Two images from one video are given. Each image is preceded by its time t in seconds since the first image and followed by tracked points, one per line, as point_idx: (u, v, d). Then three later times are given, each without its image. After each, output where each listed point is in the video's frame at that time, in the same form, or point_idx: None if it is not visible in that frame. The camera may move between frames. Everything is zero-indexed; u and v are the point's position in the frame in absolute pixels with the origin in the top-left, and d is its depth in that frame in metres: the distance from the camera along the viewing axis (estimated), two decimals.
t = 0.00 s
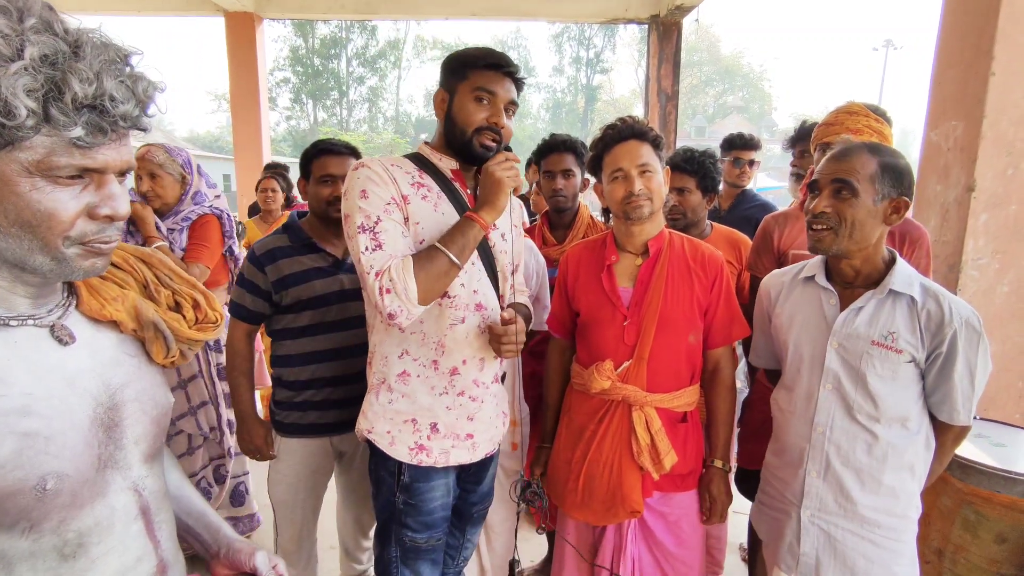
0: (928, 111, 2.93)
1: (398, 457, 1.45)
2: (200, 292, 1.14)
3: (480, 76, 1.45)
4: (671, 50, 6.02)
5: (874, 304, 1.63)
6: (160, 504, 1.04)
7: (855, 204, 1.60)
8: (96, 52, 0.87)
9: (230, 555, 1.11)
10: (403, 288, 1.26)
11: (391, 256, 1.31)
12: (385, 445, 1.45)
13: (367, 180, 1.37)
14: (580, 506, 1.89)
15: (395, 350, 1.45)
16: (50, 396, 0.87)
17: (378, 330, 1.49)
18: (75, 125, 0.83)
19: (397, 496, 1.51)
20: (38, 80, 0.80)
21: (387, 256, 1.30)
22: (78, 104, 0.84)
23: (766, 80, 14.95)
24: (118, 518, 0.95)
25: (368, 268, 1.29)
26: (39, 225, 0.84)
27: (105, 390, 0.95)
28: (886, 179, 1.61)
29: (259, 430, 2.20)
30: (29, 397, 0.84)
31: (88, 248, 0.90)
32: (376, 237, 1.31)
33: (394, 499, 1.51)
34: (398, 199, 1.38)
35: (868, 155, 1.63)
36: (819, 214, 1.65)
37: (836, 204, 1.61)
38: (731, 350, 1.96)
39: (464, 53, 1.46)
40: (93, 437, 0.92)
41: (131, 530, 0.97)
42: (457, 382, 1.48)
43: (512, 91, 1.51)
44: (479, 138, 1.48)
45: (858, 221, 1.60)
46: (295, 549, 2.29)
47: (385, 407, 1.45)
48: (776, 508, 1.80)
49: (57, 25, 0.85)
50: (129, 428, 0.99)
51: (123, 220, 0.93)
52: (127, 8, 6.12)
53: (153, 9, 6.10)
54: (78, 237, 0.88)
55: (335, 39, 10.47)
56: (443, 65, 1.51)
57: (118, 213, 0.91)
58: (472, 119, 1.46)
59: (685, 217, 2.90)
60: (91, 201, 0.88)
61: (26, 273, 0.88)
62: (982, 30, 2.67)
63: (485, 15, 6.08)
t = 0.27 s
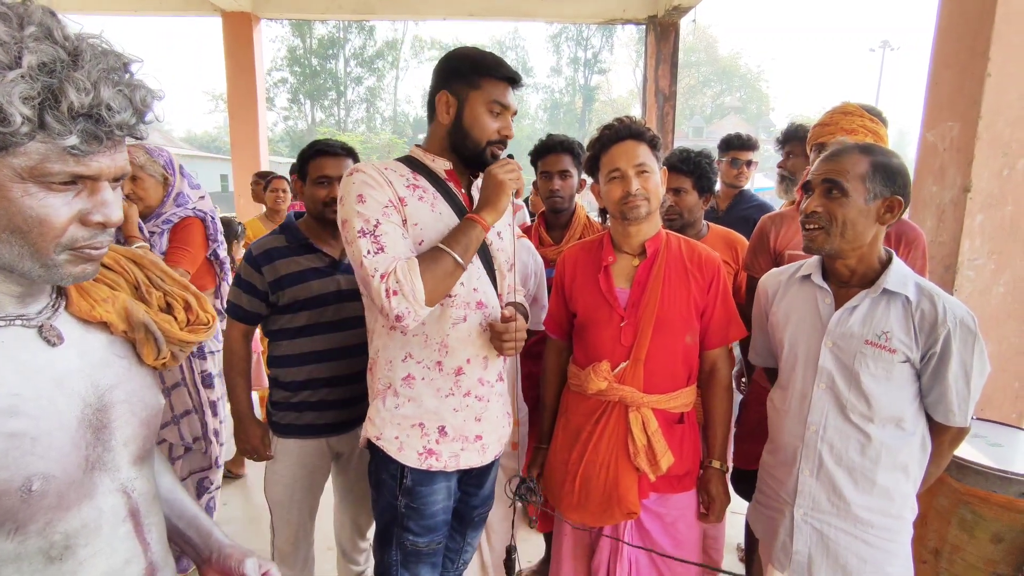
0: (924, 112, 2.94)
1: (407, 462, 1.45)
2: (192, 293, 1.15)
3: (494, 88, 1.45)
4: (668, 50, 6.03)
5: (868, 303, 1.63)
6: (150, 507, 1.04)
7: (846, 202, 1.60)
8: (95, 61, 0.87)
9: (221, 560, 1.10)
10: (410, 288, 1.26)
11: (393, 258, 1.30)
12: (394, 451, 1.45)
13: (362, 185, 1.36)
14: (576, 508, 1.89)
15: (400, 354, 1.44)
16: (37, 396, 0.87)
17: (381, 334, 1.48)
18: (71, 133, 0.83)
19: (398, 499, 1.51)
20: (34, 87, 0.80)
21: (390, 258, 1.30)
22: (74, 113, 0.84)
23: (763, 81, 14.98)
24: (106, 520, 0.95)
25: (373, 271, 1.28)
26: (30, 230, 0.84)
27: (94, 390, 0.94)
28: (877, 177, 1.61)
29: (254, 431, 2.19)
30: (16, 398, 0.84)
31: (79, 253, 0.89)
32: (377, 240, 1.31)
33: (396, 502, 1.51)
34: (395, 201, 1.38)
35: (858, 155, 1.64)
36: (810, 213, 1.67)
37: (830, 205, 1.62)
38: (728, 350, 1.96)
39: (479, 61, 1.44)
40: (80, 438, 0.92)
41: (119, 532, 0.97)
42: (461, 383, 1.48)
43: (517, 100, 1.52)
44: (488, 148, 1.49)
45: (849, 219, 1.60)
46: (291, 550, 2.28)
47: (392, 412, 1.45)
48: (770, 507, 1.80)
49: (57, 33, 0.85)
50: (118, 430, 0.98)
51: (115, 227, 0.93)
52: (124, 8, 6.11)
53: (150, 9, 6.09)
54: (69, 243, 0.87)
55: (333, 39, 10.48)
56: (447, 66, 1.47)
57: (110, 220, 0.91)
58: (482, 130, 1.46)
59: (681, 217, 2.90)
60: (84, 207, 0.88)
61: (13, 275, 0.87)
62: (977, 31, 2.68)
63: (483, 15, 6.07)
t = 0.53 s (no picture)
0: (920, 112, 2.94)
1: (416, 469, 1.43)
2: (183, 295, 1.14)
3: (481, 83, 1.46)
4: (665, 51, 6.04)
5: (865, 302, 1.63)
6: (141, 509, 1.03)
7: (841, 201, 1.60)
8: (88, 61, 0.86)
9: (215, 562, 1.10)
10: (417, 295, 1.26)
11: (395, 265, 1.29)
12: (402, 460, 1.43)
13: (353, 195, 1.34)
14: (574, 508, 1.89)
15: (402, 362, 1.43)
16: (25, 398, 0.86)
17: (381, 344, 1.46)
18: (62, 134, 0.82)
19: (401, 505, 1.49)
20: (25, 87, 0.79)
21: (391, 266, 1.29)
22: (66, 113, 0.83)
23: (761, 81, 15.02)
24: (96, 522, 0.94)
25: (377, 280, 1.27)
26: (21, 231, 0.83)
27: (84, 391, 0.94)
28: (871, 176, 1.61)
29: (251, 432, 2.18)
30: (4, 399, 0.83)
31: (71, 254, 0.88)
32: (376, 248, 1.29)
33: (398, 508, 1.49)
34: (387, 207, 1.37)
35: (852, 154, 1.64)
36: (807, 213, 1.67)
37: (825, 206, 1.62)
38: (724, 351, 1.96)
39: (464, 58, 1.44)
40: (70, 440, 0.91)
41: (110, 534, 0.96)
42: (465, 386, 1.47)
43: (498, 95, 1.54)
44: (479, 144, 1.49)
45: (845, 219, 1.60)
46: (288, 552, 2.27)
47: (398, 421, 1.43)
48: (769, 507, 1.79)
49: (49, 33, 0.84)
50: (109, 432, 0.97)
51: (107, 228, 0.92)
52: (121, 8, 6.10)
53: (147, 9, 6.08)
54: (61, 244, 0.86)
55: (330, 40, 10.50)
56: (428, 66, 1.46)
57: (103, 221, 0.90)
58: (471, 126, 1.47)
59: (678, 218, 2.90)
60: (76, 208, 0.87)
61: (3, 276, 0.86)
62: (973, 32, 2.69)
63: (481, 16, 6.07)
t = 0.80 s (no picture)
0: (917, 114, 2.95)
1: (407, 475, 1.42)
2: (178, 297, 1.13)
3: (486, 86, 1.47)
4: (663, 52, 6.04)
5: (867, 304, 1.63)
6: (134, 512, 1.02)
7: (841, 204, 1.60)
8: (73, 59, 0.86)
9: (209, 567, 1.09)
10: (425, 293, 1.26)
11: (400, 263, 1.28)
12: (391, 466, 1.41)
13: (356, 190, 1.32)
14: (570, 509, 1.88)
15: (394, 367, 1.40)
16: (16, 401, 0.86)
17: (372, 345, 1.42)
18: (48, 133, 0.81)
19: (396, 512, 1.48)
20: (10, 86, 0.79)
21: (396, 264, 1.28)
22: (52, 112, 0.82)
23: (758, 82, 15.05)
24: (88, 527, 0.94)
25: (383, 276, 1.25)
26: (10, 232, 0.83)
27: (77, 394, 0.93)
28: (872, 178, 1.61)
29: (248, 433, 2.17)
30: None
31: (60, 256, 0.88)
32: (380, 245, 1.28)
33: (393, 514, 1.48)
34: (390, 205, 1.36)
35: (854, 156, 1.64)
36: (807, 215, 1.67)
37: (824, 207, 1.63)
38: (721, 353, 1.96)
39: (472, 59, 1.44)
40: (62, 443, 0.90)
41: (102, 538, 0.96)
42: (456, 391, 1.47)
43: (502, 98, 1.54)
44: (479, 148, 1.51)
45: (845, 221, 1.60)
46: (286, 553, 2.26)
47: (388, 426, 1.41)
48: (769, 508, 1.79)
49: (35, 30, 0.83)
50: (103, 435, 0.97)
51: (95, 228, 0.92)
52: (118, 7, 6.09)
53: (144, 9, 6.07)
54: (50, 245, 0.87)
55: (328, 40, 10.50)
56: (435, 62, 1.46)
57: (91, 221, 0.90)
58: (474, 129, 1.47)
59: (675, 219, 2.90)
60: (64, 209, 0.87)
61: None
62: (969, 34, 2.70)
63: (479, 16, 6.06)
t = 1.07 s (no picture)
0: (914, 116, 2.96)
1: (385, 490, 1.40)
2: (175, 298, 1.12)
3: (504, 97, 1.47)
4: (660, 53, 6.05)
5: (866, 307, 1.63)
6: (129, 516, 1.02)
7: (841, 208, 1.61)
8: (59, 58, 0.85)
9: (204, 571, 1.08)
10: (439, 304, 1.26)
11: (413, 269, 1.25)
12: (368, 479, 1.38)
13: (371, 187, 1.28)
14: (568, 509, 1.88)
15: (383, 375, 1.37)
16: (8, 405, 0.85)
17: (358, 351, 1.37)
18: (34, 132, 0.81)
19: (380, 528, 1.46)
20: None
21: (409, 269, 1.24)
22: (38, 111, 0.81)
23: (755, 84, 15.09)
24: (82, 531, 0.93)
25: (398, 282, 1.20)
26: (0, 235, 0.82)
27: (71, 398, 0.93)
28: (871, 182, 1.61)
29: (245, 434, 2.17)
30: None
31: (52, 258, 0.88)
32: (395, 248, 1.24)
33: (378, 530, 1.46)
34: (402, 206, 1.33)
35: (852, 159, 1.64)
36: (806, 218, 1.67)
37: (823, 211, 1.63)
38: (719, 354, 1.97)
39: (494, 67, 1.43)
40: (55, 447, 0.90)
41: (96, 542, 0.95)
42: (442, 404, 1.47)
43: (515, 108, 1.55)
44: (490, 158, 1.51)
45: (843, 225, 1.61)
46: (283, 554, 2.25)
47: (370, 437, 1.37)
48: (766, 508, 1.80)
49: (18, 27, 0.82)
50: (97, 438, 0.96)
51: (88, 229, 0.92)
52: (114, 6, 6.07)
53: (140, 9, 6.05)
54: (41, 247, 0.86)
55: (325, 40, 10.49)
56: (456, 64, 1.43)
57: (83, 222, 0.90)
58: (488, 139, 1.48)
59: (673, 221, 2.91)
60: (55, 210, 0.87)
61: None
62: (965, 36, 2.71)
63: (477, 16, 6.06)
